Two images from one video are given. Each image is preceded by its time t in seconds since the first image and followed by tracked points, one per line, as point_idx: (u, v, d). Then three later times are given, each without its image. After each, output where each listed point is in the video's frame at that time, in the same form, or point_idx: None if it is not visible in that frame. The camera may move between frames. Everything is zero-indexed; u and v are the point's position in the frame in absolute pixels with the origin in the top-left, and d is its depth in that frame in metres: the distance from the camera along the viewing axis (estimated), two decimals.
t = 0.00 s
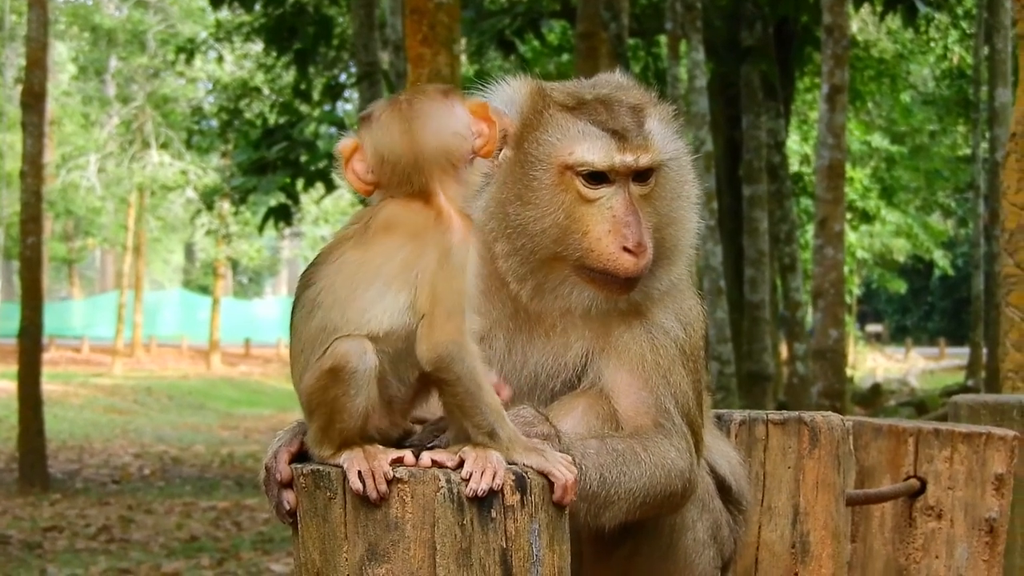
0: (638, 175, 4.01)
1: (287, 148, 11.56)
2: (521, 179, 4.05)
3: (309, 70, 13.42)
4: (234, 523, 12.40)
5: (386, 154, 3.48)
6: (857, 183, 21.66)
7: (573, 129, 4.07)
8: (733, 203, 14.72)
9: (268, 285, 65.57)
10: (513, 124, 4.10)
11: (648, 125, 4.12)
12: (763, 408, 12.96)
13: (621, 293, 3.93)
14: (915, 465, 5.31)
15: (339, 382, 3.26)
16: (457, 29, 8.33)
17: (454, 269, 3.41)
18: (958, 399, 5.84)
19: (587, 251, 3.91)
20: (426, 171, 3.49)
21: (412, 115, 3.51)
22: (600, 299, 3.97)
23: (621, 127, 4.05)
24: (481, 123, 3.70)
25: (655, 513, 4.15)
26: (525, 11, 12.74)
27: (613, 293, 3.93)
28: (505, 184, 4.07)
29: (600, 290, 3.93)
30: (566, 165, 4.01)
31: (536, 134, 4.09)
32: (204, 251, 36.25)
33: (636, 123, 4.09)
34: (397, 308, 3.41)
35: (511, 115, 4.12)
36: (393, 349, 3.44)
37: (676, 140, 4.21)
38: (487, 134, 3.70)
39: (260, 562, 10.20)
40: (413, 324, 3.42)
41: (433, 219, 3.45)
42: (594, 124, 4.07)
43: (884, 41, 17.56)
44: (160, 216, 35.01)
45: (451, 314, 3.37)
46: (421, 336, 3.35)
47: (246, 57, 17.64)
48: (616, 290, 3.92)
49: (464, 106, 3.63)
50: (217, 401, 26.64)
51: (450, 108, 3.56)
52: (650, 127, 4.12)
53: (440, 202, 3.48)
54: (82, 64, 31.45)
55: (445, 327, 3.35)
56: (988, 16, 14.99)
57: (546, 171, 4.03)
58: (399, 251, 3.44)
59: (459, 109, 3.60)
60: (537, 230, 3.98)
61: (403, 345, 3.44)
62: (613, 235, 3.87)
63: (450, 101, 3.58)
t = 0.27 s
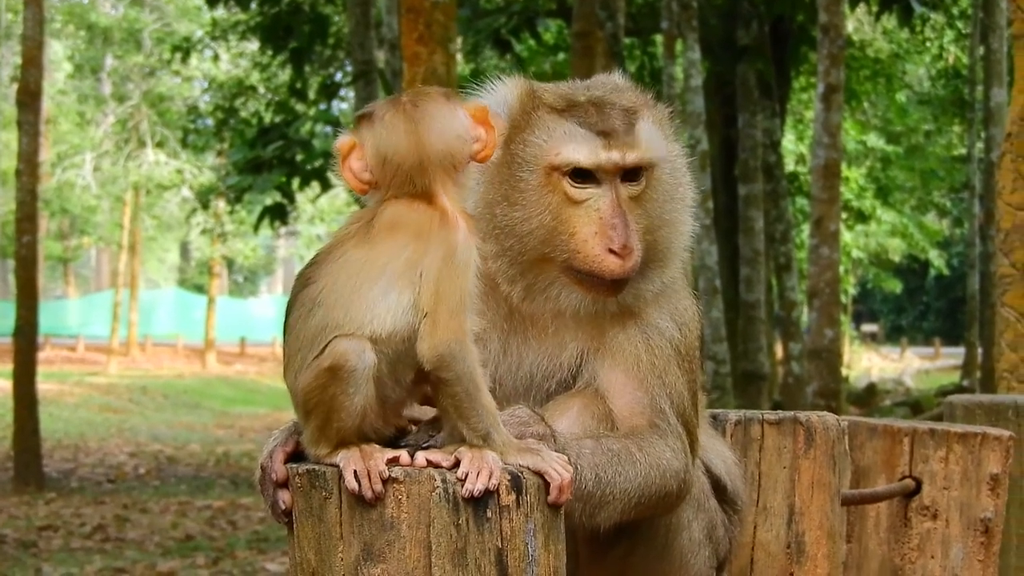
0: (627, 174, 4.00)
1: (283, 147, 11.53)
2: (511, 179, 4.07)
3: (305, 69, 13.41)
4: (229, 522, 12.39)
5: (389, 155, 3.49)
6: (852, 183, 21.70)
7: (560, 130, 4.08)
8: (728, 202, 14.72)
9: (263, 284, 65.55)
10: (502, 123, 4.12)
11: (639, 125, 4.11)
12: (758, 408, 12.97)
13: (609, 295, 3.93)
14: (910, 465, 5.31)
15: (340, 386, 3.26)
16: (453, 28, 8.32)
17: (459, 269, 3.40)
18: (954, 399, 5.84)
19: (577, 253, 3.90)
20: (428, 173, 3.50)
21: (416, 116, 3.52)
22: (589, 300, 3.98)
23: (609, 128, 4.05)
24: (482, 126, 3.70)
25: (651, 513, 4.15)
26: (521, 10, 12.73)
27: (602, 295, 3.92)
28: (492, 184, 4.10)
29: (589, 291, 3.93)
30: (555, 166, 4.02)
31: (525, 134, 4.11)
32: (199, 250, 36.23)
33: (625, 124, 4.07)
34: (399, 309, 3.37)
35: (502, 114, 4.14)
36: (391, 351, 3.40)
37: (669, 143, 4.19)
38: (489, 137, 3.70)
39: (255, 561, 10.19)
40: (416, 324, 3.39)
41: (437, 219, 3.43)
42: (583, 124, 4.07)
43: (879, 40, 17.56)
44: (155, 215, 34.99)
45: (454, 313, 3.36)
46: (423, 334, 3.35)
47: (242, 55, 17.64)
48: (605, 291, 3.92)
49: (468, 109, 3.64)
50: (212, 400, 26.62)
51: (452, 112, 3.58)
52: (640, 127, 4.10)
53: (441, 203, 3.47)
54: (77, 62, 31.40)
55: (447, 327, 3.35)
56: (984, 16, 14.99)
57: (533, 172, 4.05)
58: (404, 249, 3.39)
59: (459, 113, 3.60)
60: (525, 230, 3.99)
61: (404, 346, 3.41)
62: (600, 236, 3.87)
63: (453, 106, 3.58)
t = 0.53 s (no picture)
0: (618, 171, 4.01)
1: (278, 147, 11.52)
2: (504, 179, 4.08)
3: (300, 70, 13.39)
4: (224, 522, 12.37)
5: (389, 155, 3.51)
6: (847, 183, 21.73)
7: (550, 129, 4.09)
8: (724, 202, 14.72)
9: (258, 284, 65.53)
10: (494, 124, 4.14)
11: (630, 124, 4.11)
12: (753, 408, 12.97)
13: (603, 293, 3.93)
14: (906, 465, 5.31)
15: (335, 384, 3.25)
16: (449, 29, 8.32)
17: (456, 268, 3.41)
18: (949, 399, 5.84)
19: (571, 252, 3.91)
20: (428, 174, 3.52)
21: (418, 117, 3.54)
22: (584, 300, 3.98)
23: (599, 127, 4.06)
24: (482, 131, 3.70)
25: (647, 513, 4.14)
26: (516, 10, 12.72)
27: (595, 294, 3.93)
28: (485, 185, 4.11)
29: (584, 291, 3.93)
30: (547, 164, 4.03)
31: (517, 133, 4.12)
32: (194, 250, 36.21)
33: (615, 122, 4.08)
34: (396, 307, 3.37)
35: (494, 115, 4.16)
36: (389, 351, 3.40)
37: (663, 143, 4.20)
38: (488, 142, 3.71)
39: (251, 561, 10.18)
40: (413, 322, 3.39)
41: (434, 217, 3.44)
42: (573, 123, 4.09)
43: (875, 41, 17.57)
44: (150, 215, 34.98)
45: (452, 311, 3.38)
46: (421, 332, 3.36)
47: (237, 55, 17.63)
48: (600, 290, 3.92)
49: (469, 113, 3.66)
50: (207, 400, 26.62)
51: (454, 115, 3.59)
52: (631, 125, 4.11)
53: (440, 202, 3.49)
54: (73, 63, 31.38)
55: (443, 325, 3.36)
56: (979, 17, 15.00)
57: (524, 172, 4.06)
58: (402, 248, 3.40)
59: (460, 116, 3.62)
60: (519, 230, 4.00)
61: (403, 345, 3.41)
62: (592, 234, 3.86)
63: (455, 109, 3.60)
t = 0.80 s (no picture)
0: (614, 174, 3.99)
1: (274, 147, 11.52)
2: (501, 182, 4.08)
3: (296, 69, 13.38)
4: (221, 522, 12.36)
5: (387, 156, 3.51)
6: (843, 183, 21.75)
7: (546, 134, 4.08)
8: (719, 202, 14.73)
9: (254, 284, 65.51)
10: (492, 128, 4.14)
11: (628, 130, 4.09)
12: (750, 408, 12.97)
13: (599, 298, 3.91)
14: (903, 465, 5.31)
15: (330, 384, 3.25)
16: (444, 28, 8.32)
17: (454, 268, 3.41)
18: (945, 398, 5.85)
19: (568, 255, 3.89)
20: (426, 174, 3.51)
21: (416, 118, 3.55)
22: (582, 304, 3.96)
23: (595, 132, 4.04)
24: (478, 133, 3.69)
25: (645, 513, 4.15)
26: (512, 10, 12.71)
27: (591, 298, 3.92)
28: (481, 189, 4.11)
29: (581, 295, 3.92)
30: (543, 169, 4.02)
31: (514, 138, 4.12)
32: (190, 250, 36.19)
33: (613, 127, 4.06)
34: (393, 308, 3.36)
35: (493, 121, 4.17)
36: (386, 350, 3.39)
37: (664, 150, 4.17)
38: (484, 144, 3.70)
39: (247, 561, 10.18)
40: (411, 322, 3.39)
41: (434, 219, 3.45)
42: (570, 128, 4.07)
43: (870, 40, 17.59)
44: (146, 215, 34.96)
45: (451, 311, 3.39)
46: (420, 330, 3.36)
47: (233, 55, 17.63)
48: (597, 293, 3.90)
49: (465, 113, 3.66)
50: (204, 400, 26.61)
51: (450, 115, 3.60)
52: (629, 130, 4.09)
53: (439, 204, 3.49)
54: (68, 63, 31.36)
55: (441, 326, 3.36)
56: (975, 16, 15.01)
57: (519, 177, 4.05)
58: (400, 246, 3.40)
59: (457, 117, 3.62)
60: (515, 234, 4.00)
61: (400, 346, 3.40)
62: (586, 239, 3.85)
63: (451, 109, 3.61)
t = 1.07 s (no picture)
0: (612, 175, 3.99)
1: (272, 147, 11.51)
2: (497, 184, 4.07)
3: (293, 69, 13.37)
4: (218, 522, 12.36)
5: (385, 158, 3.50)
6: (841, 183, 21.76)
7: (543, 137, 4.08)
8: (717, 202, 14.73)
9: (251, 283, 65.45)
10: (489, 131, 4.14)
11: (625, 131, 4.08)
12: (747, 408, 12.97)
13: (599, 299, 3.91)
14: (900, 465, 5.31)
15: (328, 383, 3.25)
16: (443, 28, 8.31)
17: (451, 267, 3.42)
18: (942, 398, 5.85)
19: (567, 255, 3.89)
20: (425, 177, 3.51)
21: (415, 120, 3.54)
22: (581, 305, 3.96)
23: (592, 134, 4.03)
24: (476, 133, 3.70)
25: (641, 512, 4.14)
26: (510, 10, 12.71)
27: (590, 299, 3.91)
28: (478, 191, 4.11)
29: (579, 296, 3.92)
30: (541, 169, 4.02)
31: (511, 141, 4.11)
32: (188, 250, 36.15)
33: (610, 129, 4.05)
34: (390, 309, 3.36)
35: (490, 123, 4.16)
36: (383, 349, 3.39)
37: (661, 151, 4.17)
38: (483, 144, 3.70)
39: (244, 561, 10.17)
40: (407, 323, 3.39)
41: (431, 220, 3.44)
42: (566, 130, 4.07)
43: (869, 41, 17.60)
44: (144, 214, 34.93)
45: (447, 311, 3.38)
46: (416, 330, 3.36)
47: (231, 55, 17.62)
48: (596, 294, 3.90)
49: (463, 114, 3.66)
50: (201, 400, 26.59)
51: (448, 116, 3.60)
52: (626, 131, 4.08)
53: (435, 207, 3.49)
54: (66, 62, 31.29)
55: (438, 326, 3.36)
56: (973, 17, 15.03)
57: (517, 179, 4.05)
58: (397, 246, 3.40)
59: (454, 118, 3.62)
60: (513, 236, 3.99)
61: (396, 345, 3.40)
62: (585, 239, 3.84)
63: (450, 111, 3.61)
